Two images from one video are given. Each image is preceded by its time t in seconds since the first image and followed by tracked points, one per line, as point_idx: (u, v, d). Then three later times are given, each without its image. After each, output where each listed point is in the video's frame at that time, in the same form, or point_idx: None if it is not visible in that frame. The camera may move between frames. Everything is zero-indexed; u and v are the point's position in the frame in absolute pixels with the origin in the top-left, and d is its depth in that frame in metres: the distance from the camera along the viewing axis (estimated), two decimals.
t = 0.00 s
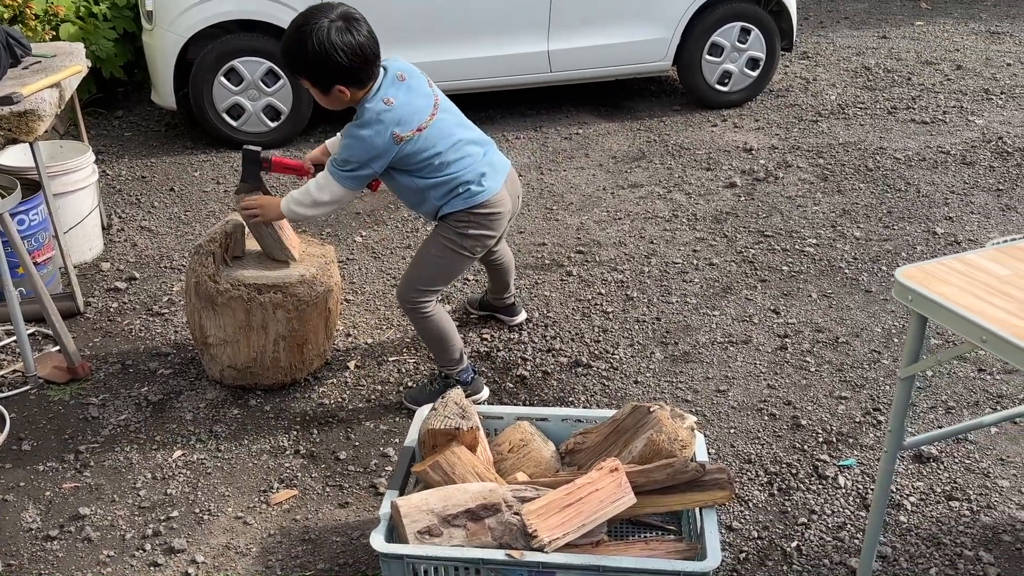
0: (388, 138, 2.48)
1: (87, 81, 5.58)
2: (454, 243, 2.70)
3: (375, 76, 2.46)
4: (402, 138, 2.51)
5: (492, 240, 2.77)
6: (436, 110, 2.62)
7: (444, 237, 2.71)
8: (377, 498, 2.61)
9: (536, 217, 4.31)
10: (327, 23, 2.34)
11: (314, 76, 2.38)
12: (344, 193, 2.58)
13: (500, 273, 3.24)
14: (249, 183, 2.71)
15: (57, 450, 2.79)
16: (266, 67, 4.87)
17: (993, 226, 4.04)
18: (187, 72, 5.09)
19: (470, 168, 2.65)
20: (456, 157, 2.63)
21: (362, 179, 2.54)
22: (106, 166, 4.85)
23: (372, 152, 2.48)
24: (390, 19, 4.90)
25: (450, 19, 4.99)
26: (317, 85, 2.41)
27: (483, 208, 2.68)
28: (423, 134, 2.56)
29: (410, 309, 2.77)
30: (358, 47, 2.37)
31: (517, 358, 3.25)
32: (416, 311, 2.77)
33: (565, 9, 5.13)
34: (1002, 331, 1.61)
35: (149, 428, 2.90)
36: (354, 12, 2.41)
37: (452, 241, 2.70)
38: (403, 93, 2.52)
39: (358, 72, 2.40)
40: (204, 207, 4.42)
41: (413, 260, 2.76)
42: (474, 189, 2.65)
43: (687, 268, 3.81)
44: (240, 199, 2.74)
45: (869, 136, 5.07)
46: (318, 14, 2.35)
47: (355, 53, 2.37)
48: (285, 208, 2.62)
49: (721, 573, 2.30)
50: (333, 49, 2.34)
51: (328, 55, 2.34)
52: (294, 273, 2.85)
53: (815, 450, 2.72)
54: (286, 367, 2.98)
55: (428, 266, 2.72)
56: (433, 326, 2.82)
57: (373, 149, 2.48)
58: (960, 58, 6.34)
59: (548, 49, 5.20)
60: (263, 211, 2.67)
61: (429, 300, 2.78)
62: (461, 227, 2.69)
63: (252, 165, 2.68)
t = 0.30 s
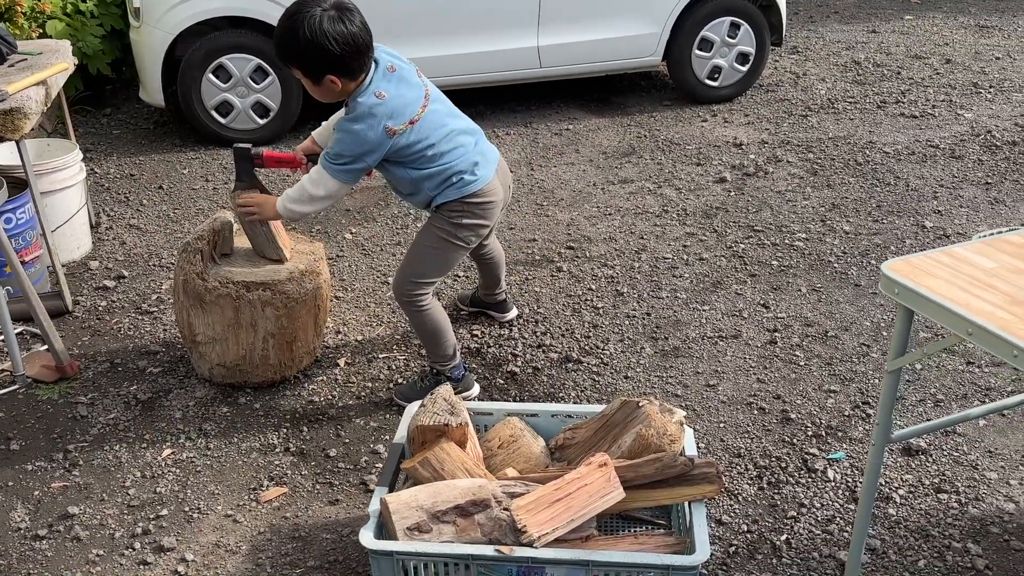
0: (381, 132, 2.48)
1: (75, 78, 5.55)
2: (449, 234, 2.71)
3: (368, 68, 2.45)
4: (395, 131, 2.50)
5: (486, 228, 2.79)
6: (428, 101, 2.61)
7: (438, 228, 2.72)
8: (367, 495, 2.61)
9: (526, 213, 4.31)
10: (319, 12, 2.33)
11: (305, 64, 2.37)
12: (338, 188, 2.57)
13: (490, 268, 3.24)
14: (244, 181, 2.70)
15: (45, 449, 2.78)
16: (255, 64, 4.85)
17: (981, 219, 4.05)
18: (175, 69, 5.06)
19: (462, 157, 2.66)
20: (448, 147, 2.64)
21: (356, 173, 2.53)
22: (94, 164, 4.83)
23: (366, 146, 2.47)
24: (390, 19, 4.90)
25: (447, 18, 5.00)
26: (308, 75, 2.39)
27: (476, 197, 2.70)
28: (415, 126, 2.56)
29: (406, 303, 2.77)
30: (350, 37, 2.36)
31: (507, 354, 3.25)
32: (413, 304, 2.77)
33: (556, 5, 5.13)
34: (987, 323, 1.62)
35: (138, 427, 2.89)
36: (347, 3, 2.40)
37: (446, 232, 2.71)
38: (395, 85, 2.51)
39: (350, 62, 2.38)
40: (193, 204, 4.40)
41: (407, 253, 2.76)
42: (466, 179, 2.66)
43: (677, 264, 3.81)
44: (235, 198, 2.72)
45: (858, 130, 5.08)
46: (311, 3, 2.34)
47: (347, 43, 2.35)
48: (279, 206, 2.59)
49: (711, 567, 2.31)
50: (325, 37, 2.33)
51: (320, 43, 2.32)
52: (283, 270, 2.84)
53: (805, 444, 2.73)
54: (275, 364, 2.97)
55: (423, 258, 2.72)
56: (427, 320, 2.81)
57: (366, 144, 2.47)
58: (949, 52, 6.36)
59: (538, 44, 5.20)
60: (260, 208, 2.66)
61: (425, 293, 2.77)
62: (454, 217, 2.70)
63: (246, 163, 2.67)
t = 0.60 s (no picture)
0: (377, 128, 2.47)
1: (67, 77, 5.53)
2: (446, 229, 2.70)
3: (360, 67, 2.45)
4: (390, 127, 2.50)
5: (483, 223, 2.78)
6: (420, 98, 2.61)
7: (435, 224, 2.71)
8: (363, 494, 2.61)
9: (520, 210, 4.31)
10: (312, 12, 2.33)
11: (298, 64, 2.36)
12: (337, 188, 2.55)
13: (484, 266, 3.23)
14: (273, 172, 2.73)
15: (39, 451, 2.77)
16: (247, 62, 4.83)
17: (975, 215, 4.06)
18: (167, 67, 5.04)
19: (457, 153, 2.66)
20: (444, 143, 2.63)
21: (353, 172, 2.52)
22: (87, 163, 4.81)
23: (362, 143, 2.46)
24: (389, 19, 4.90)
25: (445, 17, 5.00)
26: (301, 74, 2.39)
27: (473, 192, 2.69)
28: (410, 122, 2.55)
29: (403, 300, 2.76)
30: (342, 38, 2.36)
31: (503, 353, 3.25)
32: (410, 301, 2.76)
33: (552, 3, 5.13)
34: (982, 321, 1.62)
35: (132, 427, 2.88)
36: (340, 2, 2.39)
37: (443, 228, 2.70)
38: (386, 82, 2.51)
39: (342, 62, 2.38)
40: (186, 203, 4.38)
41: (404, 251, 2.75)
42: (462, 174, 2.66)
43: (671, 261, 3.82)
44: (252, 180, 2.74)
45: (852, 126, 5.08)
46: (304, 3, 2.34)
47: (340, 44, 2.35)
48: (286, 205, 2.61)
49: (708, 565, 2.31)
50: (317, 38, 2.32)
51: (313, 44, 2.32)
52: (277, 270, 2.84)
53: (800, 441, 2.73)
54: (270, 364, 2.97)
55: (420, 255, 2.71)
56: (424, 318, 2.80)
57: (362, 141, 2.46)
58: (942, 47, 6.37)
59: (533, 42, 5.19)
60: (271, 198, 2.68)
61: (422, 290, 2.76)
62: (452, 212, 2.69)
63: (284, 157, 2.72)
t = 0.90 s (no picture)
0: (377, 120, 2.48)
1: (62, 75, 5.51)
2: (453, 230, 2.70)
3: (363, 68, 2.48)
4: (390, 120, 2.51)
5: (490, 225, 2.77)
6: (418, 98, 2.65)
7: (443, 225, 2.70)
8: (364, 493, 2.60)
9: (519, 208, 4.30)
10: (318, 10, 2.38)
11: (302, 60, 2.39)
12: (338, 183, 2.54)
13: (481, 265, 3.23)
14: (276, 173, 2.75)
15: (38, 451, 2.76)
16: (244, 60, 4.82)
17: (973, 211, 4.06)
18: (163, 65, 5.02)
19: (458, 151, 2.66)
20: (444, 141, 2.64)
21: (355, 165, 2.51)
22: (84, 162, 4.79)
23: (363, 133, 2.46)
24: (389, 19, 4.90)
25: (444, 16, 4.99)
26: (305, 71, 2.41)
27: (477, 190, 2.68)
28: (410, 117, 2.58)
29: (406, 299, 2.75)
30: (347, 36, 2.40)
31: (502, 351, 3.24)
32: (413, 300, 2.75)
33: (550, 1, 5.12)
34: (985, 316, 1.62)
35: (132, 427, 2.87)
36: (345, 7, 2.46)
37: (450, 228, 2.70)
38: (384, 80, 2.56)
39: (346, 60, 2.41)
40: (184, 202, 4.37)
41: (410, 250, 2.74)
42: (465, 171, 2.66)
43: (670, 258, 3.81)
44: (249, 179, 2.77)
45: (850, 123, 5.09)
46: (310, 2, 2.39)
47: (345, 41, 2.39)
48: (279, 205, 2.61)
49: (709, 562, 2.31)
50: (323, 34, 2.36)
51: (318, 38, 2.35)
52: (275, 269, 2.83)
53: (801, 438, 2.73)
54: (269, 363, 2.96)
55: (428, 255, 2.70)
56: (426, 316, 2.79)
57: (364, 130, 2.46)
58: (939, 43, 6.37)
59: (530, 39, 5.18)
60: (261, 200, 2.69)
61: (426, 288, 2.75)
62: (459, 212, 2.68)
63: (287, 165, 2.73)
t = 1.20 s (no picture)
0: (377, 113, 2.50)
1: (59, 74, 5.50)
2: (458, 232, 2.69)
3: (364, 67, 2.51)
4: (391, 115, 2.53)
5: (493, 227, 2.76)
6: (419, 101, 2.68)
7: (448, 226, 2.69)
8: (362, 492, 2.60)
9: (517, 206, 4.30)
10: (322, 7, 2.43)
11: (304, 52, 2.41)
12: (338, 178, 2.54)
13: (479, 264, 3.23)
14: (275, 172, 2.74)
15: (36, 451, 2.76)
16: (241, 59, 4.81)
17: (971, 209, 4.07)
18: (160, 64, 5.02)
19: (459, 150, 2.67)
20: (445, 139, 2.65)
21: (355, 158, 2.51)
22: (81, 161, 4.78)
23: (363, 124, 2.47)
24: (387, 18, 4.90)
25: (442, 15, 4.99)
26: (305, 63, 2.43)
27: (478, 188, 2.67)
28: (410, 115, 2.60)
29: (408, 300, 2.75)
30: (349, 31, 2.44)
31: (500, 349, 3.24)
32: (415, 301, 2.75)
33: None
34: (983, 314, 1.62)
35: (129, 426, 2.87)
36: (349, 9, 2.50)
37: (454, 229, 2.69)
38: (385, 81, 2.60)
39: (348, 54, 2.44)
40: (181, 201, 4.36)
41: (414, 250, 2.73)
42: (466, 169, 2.65)
43: (668, 256, 3.81)
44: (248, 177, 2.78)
45: (847, 120, 5.09)
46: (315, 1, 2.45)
47: (347, 35, 2.42)
48: (277, 204, 2.61)
49: (708, 559, 2.31)
50: (326, 27, 2.40)
51: (320, 32, 2.39)
52: (273, 268, 2.82)
53: (799, 435, 2.74)
54: (267, 362, 2.96)
55: (432, 256, 2.70)
56: (427, 317, 2.79)
57: (363, 122, 2.47)
58: (936, 41, 6.37)
59: (527, 37, 5.18)
60: (260, 199, 2.68)
61: (428, 290, 2.76)
62: (464, 212, 2.67)
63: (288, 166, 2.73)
